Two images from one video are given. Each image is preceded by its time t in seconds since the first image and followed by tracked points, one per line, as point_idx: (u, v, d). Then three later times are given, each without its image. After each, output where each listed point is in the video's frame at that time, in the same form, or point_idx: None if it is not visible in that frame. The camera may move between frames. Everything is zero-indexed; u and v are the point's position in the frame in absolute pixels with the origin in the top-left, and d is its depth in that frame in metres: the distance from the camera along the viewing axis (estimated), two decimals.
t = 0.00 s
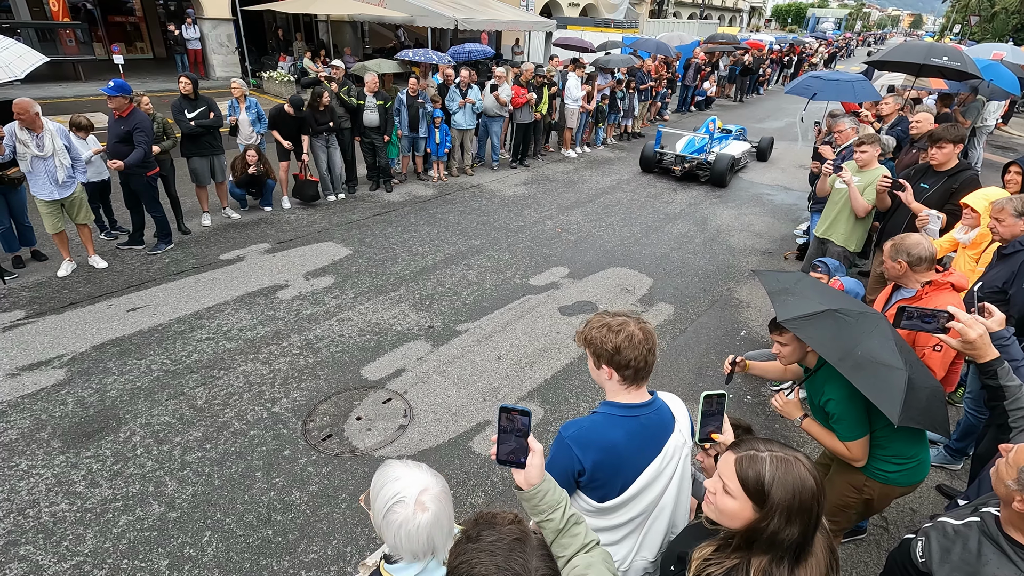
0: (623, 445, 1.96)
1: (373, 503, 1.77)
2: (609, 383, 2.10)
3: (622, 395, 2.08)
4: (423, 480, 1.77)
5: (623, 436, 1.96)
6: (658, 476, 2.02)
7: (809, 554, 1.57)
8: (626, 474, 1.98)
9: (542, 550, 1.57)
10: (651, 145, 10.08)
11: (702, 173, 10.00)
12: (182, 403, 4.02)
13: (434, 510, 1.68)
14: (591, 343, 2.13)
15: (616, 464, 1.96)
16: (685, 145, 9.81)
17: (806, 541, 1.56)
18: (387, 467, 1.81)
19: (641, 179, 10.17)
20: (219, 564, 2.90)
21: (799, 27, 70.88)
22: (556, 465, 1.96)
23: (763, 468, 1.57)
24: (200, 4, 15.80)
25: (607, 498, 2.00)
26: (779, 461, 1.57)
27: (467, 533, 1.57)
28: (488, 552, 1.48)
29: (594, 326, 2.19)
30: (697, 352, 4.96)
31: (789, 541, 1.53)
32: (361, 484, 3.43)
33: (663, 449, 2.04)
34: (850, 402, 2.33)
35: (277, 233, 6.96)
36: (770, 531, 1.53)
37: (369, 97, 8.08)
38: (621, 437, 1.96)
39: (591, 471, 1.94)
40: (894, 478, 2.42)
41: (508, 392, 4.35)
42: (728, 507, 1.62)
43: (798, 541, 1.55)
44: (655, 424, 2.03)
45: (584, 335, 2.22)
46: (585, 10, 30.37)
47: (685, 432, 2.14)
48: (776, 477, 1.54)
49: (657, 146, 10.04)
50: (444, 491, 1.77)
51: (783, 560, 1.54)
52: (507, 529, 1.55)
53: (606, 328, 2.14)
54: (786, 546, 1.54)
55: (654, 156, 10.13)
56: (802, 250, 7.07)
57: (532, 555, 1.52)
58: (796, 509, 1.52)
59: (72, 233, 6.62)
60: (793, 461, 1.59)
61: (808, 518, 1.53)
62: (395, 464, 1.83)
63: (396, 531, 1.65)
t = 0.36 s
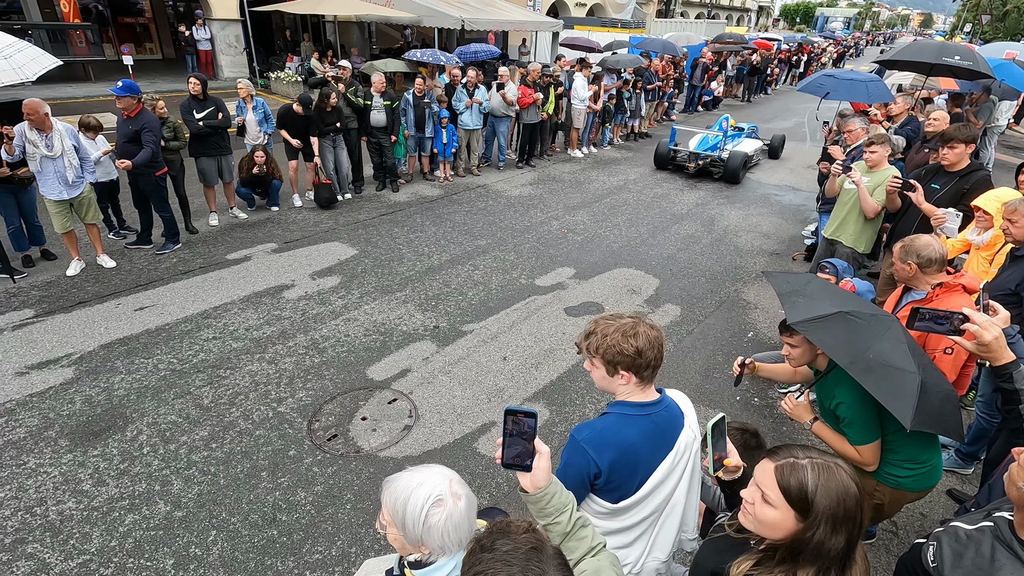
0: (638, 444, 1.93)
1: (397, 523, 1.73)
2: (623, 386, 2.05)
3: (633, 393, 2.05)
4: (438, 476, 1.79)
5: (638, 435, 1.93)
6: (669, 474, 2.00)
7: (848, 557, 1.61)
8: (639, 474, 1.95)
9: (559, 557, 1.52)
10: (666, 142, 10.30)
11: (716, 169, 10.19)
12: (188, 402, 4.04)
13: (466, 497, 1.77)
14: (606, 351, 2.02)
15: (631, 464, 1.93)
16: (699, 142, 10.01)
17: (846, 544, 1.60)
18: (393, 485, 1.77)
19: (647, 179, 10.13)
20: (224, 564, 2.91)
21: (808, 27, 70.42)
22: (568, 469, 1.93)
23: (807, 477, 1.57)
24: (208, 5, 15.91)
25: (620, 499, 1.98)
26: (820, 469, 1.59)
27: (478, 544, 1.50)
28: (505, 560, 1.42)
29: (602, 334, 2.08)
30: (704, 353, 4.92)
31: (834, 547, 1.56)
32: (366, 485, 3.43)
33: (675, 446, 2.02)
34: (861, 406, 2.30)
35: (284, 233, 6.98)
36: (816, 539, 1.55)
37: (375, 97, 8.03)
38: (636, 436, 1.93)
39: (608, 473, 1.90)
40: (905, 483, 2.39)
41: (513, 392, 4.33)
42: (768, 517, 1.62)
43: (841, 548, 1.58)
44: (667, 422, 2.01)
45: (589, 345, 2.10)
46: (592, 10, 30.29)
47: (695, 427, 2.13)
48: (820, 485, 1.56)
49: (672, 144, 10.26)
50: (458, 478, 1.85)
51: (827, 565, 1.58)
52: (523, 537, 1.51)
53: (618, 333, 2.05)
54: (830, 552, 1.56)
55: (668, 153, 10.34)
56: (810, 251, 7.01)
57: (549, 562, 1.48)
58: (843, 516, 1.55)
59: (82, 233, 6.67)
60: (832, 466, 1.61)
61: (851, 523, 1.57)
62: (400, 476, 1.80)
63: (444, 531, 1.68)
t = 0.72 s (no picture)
0: (646, 447, 1.91)
1: (419, 521, 1.73)
2: (633, 390, 2.03)
3: (643, 397, 2.03)
4: (458, 472, 1.80)
5: (646, 438, 1.92)
6: (677, 478, 2.00)
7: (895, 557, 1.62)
8: (647, 477, 1.95)
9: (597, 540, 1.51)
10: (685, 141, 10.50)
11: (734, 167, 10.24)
12: (202, 399, 4.09)
13: (486, 492, 1.77)
14: (619, 355, 2.00)
15: (639, 468, 1.92)
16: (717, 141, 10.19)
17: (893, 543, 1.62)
18: (413, 484, 1.78)
19: (659, 180, 10.08)
20: (236, 559, 2.94)
21: (823, 26, 69.63)
22: (577, 471, 1.91)
23: (859, 483, 1.57)
24: (224, 7, 16.10)
25: (627, 502, 1.98)
26: (868, 473, 1.59)
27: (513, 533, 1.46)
28: (554, 541, 1.37)
29: (615, 338, 2.05)
30: (716, 355, 4.89)
31: (888, 549, 1.57)
32: (376, 483, 3.45)
33: (683, 451, 2.01)
34: (876, 409, 2.27)
35: (297, 233, 7.04)
36: (873, 543, 1.55)
37: (387, 98, 8.08)
38: (644, 440, 1.92)
39: (615, 476, 1.89)
40: (921, 489, 2.35)
41: (523, 393, 4.33)
42: (826, 533, 1.56)
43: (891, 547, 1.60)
44: (676, 426, 2.00)
45: (601, 349, 2.08)
46: (605, 10, 30.22)
47: (704, 431, 2.12)
48: (872, 489, 1.56)
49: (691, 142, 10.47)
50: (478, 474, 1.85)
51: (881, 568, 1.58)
52: (549, 521, 1.47)
53: (631, 338, 2.03)
54: (886, 554, 1.57)
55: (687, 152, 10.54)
56: (824, 253, 6.93)
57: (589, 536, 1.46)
58: (895, 515, 1.57)
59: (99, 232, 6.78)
60: (876, 468, 1.62)
61: (898, 522, 1.59)
62: (420, 473, 1.81)
63: (467, 526, 1.69)
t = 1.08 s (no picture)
0: (651, 452, 1.91)
1: (429, 516, 1.73)
2: (637, 396, 2.02)
3: (648, 402, 2.01)
4: (466, 468, 1.81)
5: (650, 443, 1.91)
6: (682, 482, 1.99)
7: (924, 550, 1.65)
8: (652, 481, 1.94)
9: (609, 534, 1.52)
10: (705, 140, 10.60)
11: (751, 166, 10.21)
12: (215, 396, 4.14)
13: (494, 485, 1.79)
14: (625, 360, 1.98)
15: (644, 472, 1.91)
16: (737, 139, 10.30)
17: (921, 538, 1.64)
18: (422, 480, 1.79)
19: (672, 181, 10.02)
20: (247, 555, 2.97)
21: (841, 26, 68.73)
22: (581, 476, 1.90)
23: (897, 495, 1.53)
24: (241, 9, 16.32)
25: (631, 506, 1.97)
26: (903, 482, 1.56)
27: (525, 533, 1.43)
28: (575, 532, 1.36)
29: (622, 343, 2.04)
30: (728, 358, 4.85)
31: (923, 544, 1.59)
32: (386, 481, 3.47)
33: (688, 455, 2.00)
34: (889, 413, 2.24)
35: (310, 232, 7.11)
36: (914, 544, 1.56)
37: (401, 98, 8.11)
38: (649, 444, 1.91)
39: (619, 481, 1.88)
40: (937, 495, 2.30)
41: (533, 394, 4.33)
42: (870, 549, 1.53)
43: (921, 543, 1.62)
44: (681, 430, 1.99)
45: (606, 354, 2.06)
46: (619, 11, 30.14)
47: (709, 435, 2.11)
48: (908, 497, 1.54)
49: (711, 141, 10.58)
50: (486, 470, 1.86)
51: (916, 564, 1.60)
52: (561, 518, 1.44)
53: (638, 343, 2.01)
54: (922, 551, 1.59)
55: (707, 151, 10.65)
56: (839, 255, 6.83)
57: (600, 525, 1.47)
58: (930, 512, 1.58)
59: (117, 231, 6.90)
60: (905, 473, 1.59)
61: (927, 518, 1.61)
62: (429, 469, 1.82)
63: (477, 520, 1.69)
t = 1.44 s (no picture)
0: (660, 455, 1.91)
1: (440, 511, 1.75)
2: (646, 399, 2.02)
3: (657, 405, 2.01)
4: (475, 462, 1.85)
5: (659, 446, 1.91)
6: (691, 485, 1.99)
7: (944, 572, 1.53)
8: (661, 485, 1.94)
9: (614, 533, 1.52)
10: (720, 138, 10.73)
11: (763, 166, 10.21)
12: (225, 395, 4.18)
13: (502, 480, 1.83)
14: (632, 364, 1.98)
15: (653, 476, 1.91)
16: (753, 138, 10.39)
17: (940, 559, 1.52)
18: (432, 475, 1.81)
19: (681, 182, 9.98)
20: (256, 553, 2.99)
21: (853, 27, 68.19)
22: (590, 479, 1.90)
23: (892, 499, 1.49)
24: (253, 11, 16.46)
25: (641, 510, 1.96)
26: (902, 487, 1.51)
27: (534, 527, 1.42)
28: (580, 527, 1.35)
29: (628, 346, 2.04)
30: (736, 360, 4.82)
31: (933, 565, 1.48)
32: (393, 481, 3.48)
33: (697, 458, 2.00)
34: (899, 417, 2.22)
35: (320, 233, 7.15)
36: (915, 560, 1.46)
37: (409, 99, 8.12)
38: (657, 448, 1.91)
39: (628, 484, 1.88)
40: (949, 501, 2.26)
41: (540, 395, 4.33)
42: (859, 545, 1.52)
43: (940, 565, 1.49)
44: (689, 433, 1.99)
45: (614, 358, 2.06)
46: (627, 13, 30.10)
47: (718, 438, 2.11)
48: (907, 505, 1.47)
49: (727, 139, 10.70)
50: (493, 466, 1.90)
51: None
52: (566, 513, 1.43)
53: (645, 346, 2.01)
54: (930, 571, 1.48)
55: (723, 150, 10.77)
56: (850, 257, 6.78)
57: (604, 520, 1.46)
58: (936, 532, 1.47)
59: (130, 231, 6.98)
60: (915, 482, 1.52)
61: (946, 539, 1.48)
62: (438, 464, 1.85)
63: (489, 511, 1.71)
